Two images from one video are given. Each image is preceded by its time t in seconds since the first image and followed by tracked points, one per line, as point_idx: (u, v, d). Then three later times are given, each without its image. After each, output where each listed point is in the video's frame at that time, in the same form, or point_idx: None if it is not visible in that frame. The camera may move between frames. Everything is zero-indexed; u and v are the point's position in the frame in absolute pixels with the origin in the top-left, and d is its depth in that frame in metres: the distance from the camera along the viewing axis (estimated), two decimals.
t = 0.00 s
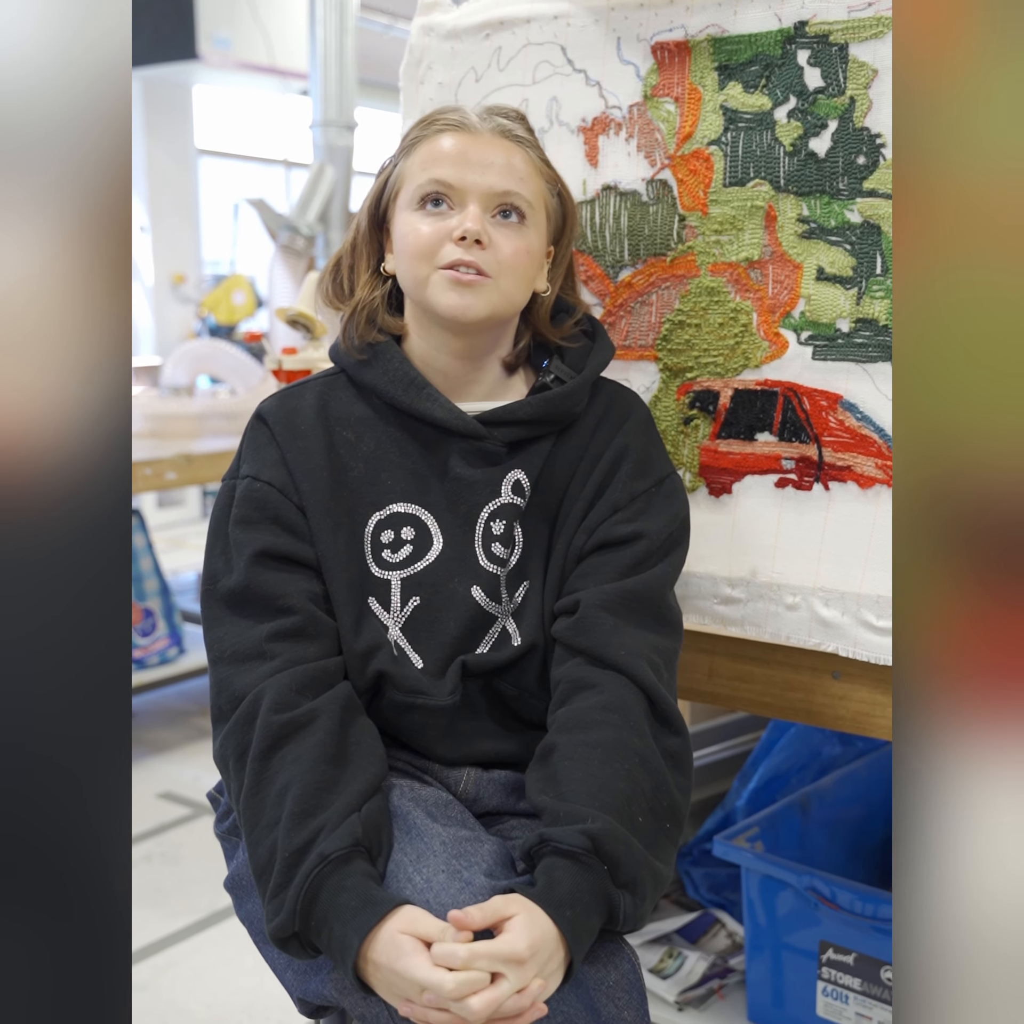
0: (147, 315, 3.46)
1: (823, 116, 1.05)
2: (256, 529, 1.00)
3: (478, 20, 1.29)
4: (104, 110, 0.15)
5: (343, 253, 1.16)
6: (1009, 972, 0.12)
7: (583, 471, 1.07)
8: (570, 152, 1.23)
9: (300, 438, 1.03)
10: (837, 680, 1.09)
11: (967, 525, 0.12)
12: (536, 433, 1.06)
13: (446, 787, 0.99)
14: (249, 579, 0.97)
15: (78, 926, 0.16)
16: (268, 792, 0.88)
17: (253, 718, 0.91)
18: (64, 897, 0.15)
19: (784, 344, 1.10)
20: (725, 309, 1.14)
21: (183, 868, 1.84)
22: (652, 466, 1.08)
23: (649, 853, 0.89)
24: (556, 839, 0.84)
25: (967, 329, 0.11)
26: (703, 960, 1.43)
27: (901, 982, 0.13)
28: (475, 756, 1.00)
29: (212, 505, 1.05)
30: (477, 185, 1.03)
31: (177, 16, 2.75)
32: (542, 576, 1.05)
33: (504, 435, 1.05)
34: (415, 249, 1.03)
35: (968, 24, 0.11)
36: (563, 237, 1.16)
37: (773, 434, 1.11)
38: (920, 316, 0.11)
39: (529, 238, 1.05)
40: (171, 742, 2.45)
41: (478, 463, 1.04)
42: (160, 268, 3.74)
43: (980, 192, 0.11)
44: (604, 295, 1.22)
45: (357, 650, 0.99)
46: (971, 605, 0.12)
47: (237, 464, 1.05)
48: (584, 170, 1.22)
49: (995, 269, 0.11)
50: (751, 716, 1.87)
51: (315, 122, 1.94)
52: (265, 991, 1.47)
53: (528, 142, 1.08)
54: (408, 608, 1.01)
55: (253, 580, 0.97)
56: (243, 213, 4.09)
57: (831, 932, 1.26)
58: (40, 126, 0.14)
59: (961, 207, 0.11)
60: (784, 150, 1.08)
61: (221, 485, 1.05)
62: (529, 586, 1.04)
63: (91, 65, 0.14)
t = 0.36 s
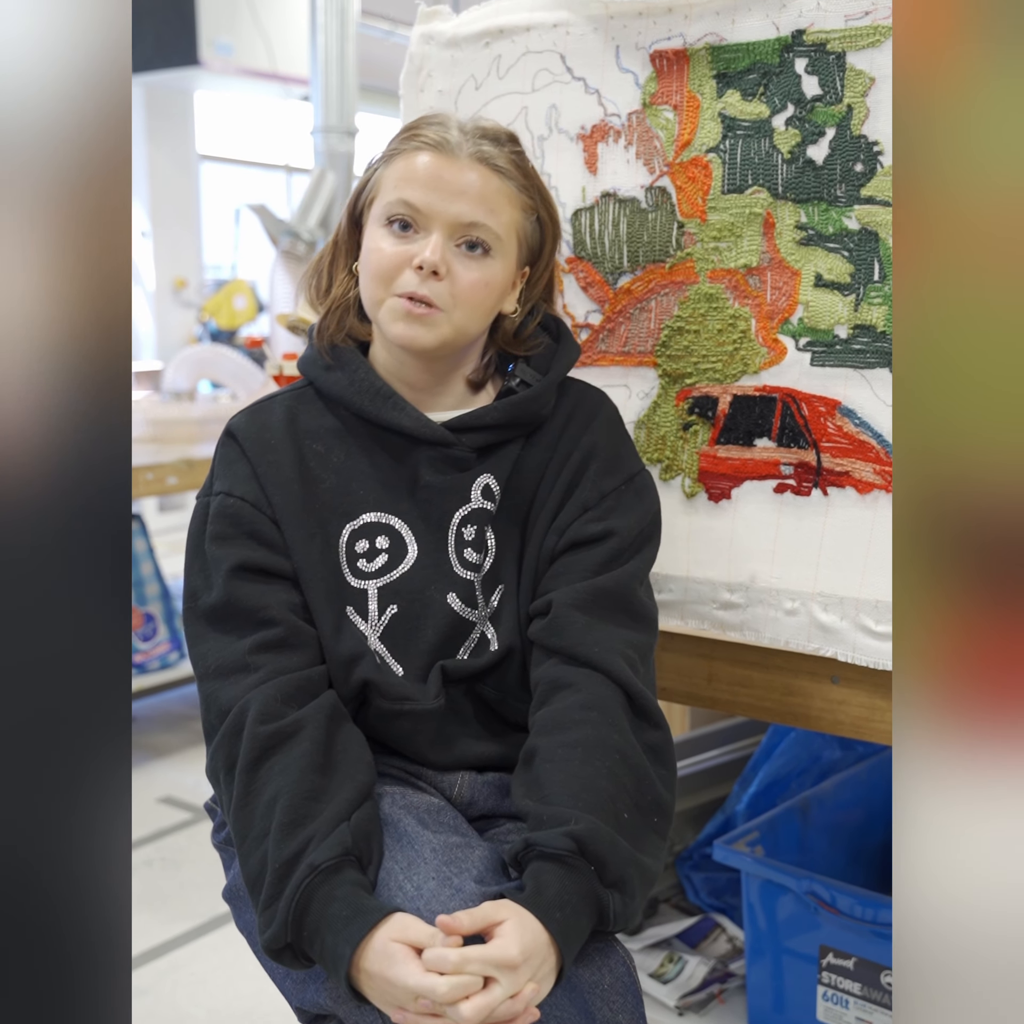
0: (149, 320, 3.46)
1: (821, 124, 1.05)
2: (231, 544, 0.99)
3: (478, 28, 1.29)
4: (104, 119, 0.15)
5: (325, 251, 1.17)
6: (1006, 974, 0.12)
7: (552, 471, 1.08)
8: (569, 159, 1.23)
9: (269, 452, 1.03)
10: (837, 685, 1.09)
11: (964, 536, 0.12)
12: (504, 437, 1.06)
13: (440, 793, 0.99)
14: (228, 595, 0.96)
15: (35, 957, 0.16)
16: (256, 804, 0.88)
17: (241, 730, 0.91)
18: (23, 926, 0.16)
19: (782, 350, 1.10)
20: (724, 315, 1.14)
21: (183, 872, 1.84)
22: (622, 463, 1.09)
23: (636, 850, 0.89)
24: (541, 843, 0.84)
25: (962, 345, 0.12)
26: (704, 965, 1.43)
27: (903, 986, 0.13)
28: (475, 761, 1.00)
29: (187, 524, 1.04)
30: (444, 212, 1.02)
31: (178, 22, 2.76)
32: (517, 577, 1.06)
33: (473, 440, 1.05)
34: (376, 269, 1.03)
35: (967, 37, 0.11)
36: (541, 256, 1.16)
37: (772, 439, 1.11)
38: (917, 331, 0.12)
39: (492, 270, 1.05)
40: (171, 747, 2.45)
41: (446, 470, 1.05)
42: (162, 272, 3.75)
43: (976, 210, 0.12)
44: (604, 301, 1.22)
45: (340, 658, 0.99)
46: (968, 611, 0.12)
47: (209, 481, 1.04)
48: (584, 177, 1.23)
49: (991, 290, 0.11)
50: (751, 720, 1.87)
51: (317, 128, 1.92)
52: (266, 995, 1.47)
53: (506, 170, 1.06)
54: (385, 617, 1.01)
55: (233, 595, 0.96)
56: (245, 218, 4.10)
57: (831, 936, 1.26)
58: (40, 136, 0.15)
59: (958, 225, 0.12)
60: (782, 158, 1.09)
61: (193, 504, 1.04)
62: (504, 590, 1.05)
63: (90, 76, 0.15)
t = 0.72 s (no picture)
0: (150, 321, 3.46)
1: (824, 126, 1.05)
2: (218, 565, 0.99)
3: (480, 29, 1.29)
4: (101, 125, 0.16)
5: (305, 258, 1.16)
6: (1003, 974, 0.12)
7: (535, 472, 1.08)
8: (571, 162, 1.24)
9: (251, 470, 1.03)
10: (838, 688, 1.09)
11: (968, 540, 0.12)
12: (486, 443, 1.07)
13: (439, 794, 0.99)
14: (217, 615, 0.96)
15: (33, 946, 0.17)
16: (252, 819, 0.88)
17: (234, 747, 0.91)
18: (23, 901, 0.17)
19: (785, 352, 1.11)
20: (726, 317, 1.14)
21: (184, 874, 1.84)
22: (604, 460, 1.09)
23: (633, 848, 0.89)
24: (537, 846, 0.84)
25: (966, 352, 0.12)
26: (704, 967, 1.43)
27: (902, 996, 0.13)
28: (475, 763, 1.00)
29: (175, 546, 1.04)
30: (420, 232, 1.01)
31: (179, 23, 2.75)
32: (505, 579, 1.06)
33: (456, 448, 1.05)
34: (349, 285, 1.02)
35: (970, 45, 0.12)
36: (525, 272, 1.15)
37: (774, 441, 1.11)
38: (922, 339, 0.12)
39: (468, 291, 1.04)
40: (172, 750, 2.45)
41: (430, 480, 1.05)
42: (162, 274, 3.74)
43: (977, 218, 0.12)
44: (605, 303, 1.22)
45: (332, 672, 0.98)
46: (967, 611, 0.13)
47: (194, 503, 1.04)
48: (585, 179, 1.23)
49: (993, 295, 0.12)
50: (751, 723, 1.86)
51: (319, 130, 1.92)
52: (267, 998, 1.47)
53: (486, 192, 1.05)
54: (375, 629, 1.01)
55: (222, 614, 0.96)
56: (246, 220, 4.09)
57: (832, 939, 1.26)
58: (33, 133, 0.16)
59: (959, 234, 0.12)
60: (784, 160, 1.09)
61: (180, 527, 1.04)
62: (493, 595, 1.05)
63: (85, 86, 0.16)
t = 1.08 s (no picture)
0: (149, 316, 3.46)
1: (824, 120, 1.05)
2: (217, 560, 0.98)
3: (480, 24, 1.29)
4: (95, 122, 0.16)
5: (301, 255, 1.15)
6: (1002, 970, 0.12)
7: (535, 469, 1.08)
8: (572, 156, 1.23)
9: (250, 465, 1.03)
10: (838, 683, 1.09)
11: (968, 528, 0.12)
12: (485, 439, 1.07)
13: (439, 789, 0.99)
14: (215, 610, 0.96)
15: (37, 927, 0.17)
16: (251, 814, 0.88)
17: (233, 743, 0.91)
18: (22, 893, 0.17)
19: (785, 346, 1.10)
20: (726, 312, 1.14)
21: (183, 870, 1.84)
22: (605, 457, 1.09)
23: (632, 843, 0.89)
24: (537, 840, 0.84)
25: (967, 337, 0.12)
26: (704, 962, 1.43)
27: (902, 992, 0.13)
28: (473, 758, 1.01)
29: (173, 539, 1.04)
30: (415, 227, 1.01)
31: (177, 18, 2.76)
32: (505, 577, 1.06)
33: (455, 444, 1.05)
34: (346, 283, 1.02)
35: (971, 35, 0.12)
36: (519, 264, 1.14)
37: (775, 436, 1.11)
38: (924, 325, 0.12)
39: (465, 285, 1.04)
40: (170, 745, 2.45)
41: (429, 475, 1.05)
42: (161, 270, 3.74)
43: (977, 209, 0.12)
44: (606, 297, 1.22)
45: (330, 668, 0.98)
46: (963, 602, 0.12)
47: (191, 498, 1.03)
48: (586, 173, 1.23)
49: (995, 279, 0.12)
50: (750, 718, 1.86)
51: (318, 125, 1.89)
52: (267, 993, 1.47)
53: (482, 185, 1.05)
54: (375, 624, 1.01)
55: (220, 610, 0.96)
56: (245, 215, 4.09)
57: (831, 934, 1.26)
58: (30, 122, 0.16)
59: (959, 220, 0.12)
60: (785, 154, 1.08)
61: (178, 521, 1.04)
62: (493, 589, 1.05)
63: (79, 80, 0.16)
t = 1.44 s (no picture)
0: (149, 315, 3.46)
1: (825, 119, 1.05)
2: (220, 557, 0.99)
3: (480, 22, 1.29)
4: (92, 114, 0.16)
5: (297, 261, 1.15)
6: (1002, 972, 0.12)
7: (537, 468, 1.08)
8: (572, 155, 1.23)
9: (253, 464, 1.03)
10: (838, 682, 1.09)
11: (968, 527, 0.12)
12: (486, 439, 1.07)
13: (439, 788, 0.99)
14: (218, 608, 0.96)
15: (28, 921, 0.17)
16: (253, 812, 0.88)
17: (235, 740, 0.92)
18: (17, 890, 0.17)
19: (785, 345, 1.10)
20: (726, 311, 1.14)
21: (183, 868, 1.84)
22: (606, 456, 1.09)
23: (633, 843, 0.89)
24: (537, 839, 0.84)
25: (966, 337, 0.12)
26: (704, 961, 1.43)
27: (900, 993, 0.13)
28: (473, 756, 1.01)
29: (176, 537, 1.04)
30: (411, 228, 1.01)
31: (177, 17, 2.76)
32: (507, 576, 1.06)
33: (458, 443, 1.05)
34: (345, 289, 1.02)
35: (973, 33, 0.12)
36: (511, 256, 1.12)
37: (775, 435, 1.11)
38: (924, 327, 0.12)
39: (463, 282, 1.04)
40: (170, 744, 2.45)
41: (433, 474, 1.05)
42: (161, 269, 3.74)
43: (978, 208, 0.12)
44: (606, 296, 1.22)
45: (332, 666, 0.98)
46: (962, 601, 0.12)
47: (194, 495, 1.04)
48: (586, 171, 1.23)
49: (990, 277, 0.12)
50: (750, 717, 1.86)
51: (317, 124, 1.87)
52: (267, 991, 1.47)
53: (473, 180, 1.04)
54: (376, 623, 1.01)
55: (222, 608, 0.96)
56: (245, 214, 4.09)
57: (831, 933, 1.26)
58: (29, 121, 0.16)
59: (960, 216, 0.12)
60: (785, 153, 1.08)
61: (181, 518, 1.04)
62: (494, 588, 1.05)
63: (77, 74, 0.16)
